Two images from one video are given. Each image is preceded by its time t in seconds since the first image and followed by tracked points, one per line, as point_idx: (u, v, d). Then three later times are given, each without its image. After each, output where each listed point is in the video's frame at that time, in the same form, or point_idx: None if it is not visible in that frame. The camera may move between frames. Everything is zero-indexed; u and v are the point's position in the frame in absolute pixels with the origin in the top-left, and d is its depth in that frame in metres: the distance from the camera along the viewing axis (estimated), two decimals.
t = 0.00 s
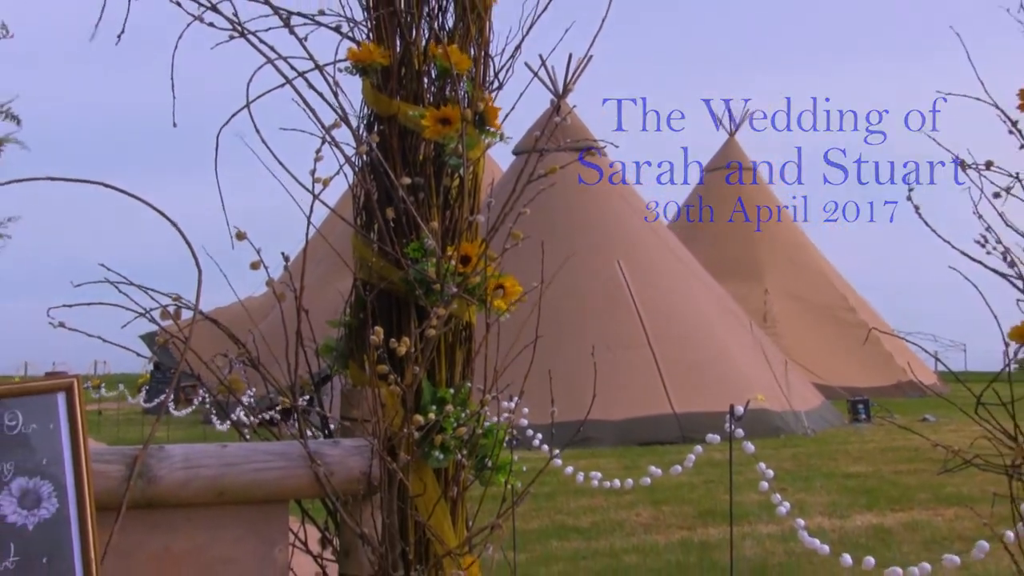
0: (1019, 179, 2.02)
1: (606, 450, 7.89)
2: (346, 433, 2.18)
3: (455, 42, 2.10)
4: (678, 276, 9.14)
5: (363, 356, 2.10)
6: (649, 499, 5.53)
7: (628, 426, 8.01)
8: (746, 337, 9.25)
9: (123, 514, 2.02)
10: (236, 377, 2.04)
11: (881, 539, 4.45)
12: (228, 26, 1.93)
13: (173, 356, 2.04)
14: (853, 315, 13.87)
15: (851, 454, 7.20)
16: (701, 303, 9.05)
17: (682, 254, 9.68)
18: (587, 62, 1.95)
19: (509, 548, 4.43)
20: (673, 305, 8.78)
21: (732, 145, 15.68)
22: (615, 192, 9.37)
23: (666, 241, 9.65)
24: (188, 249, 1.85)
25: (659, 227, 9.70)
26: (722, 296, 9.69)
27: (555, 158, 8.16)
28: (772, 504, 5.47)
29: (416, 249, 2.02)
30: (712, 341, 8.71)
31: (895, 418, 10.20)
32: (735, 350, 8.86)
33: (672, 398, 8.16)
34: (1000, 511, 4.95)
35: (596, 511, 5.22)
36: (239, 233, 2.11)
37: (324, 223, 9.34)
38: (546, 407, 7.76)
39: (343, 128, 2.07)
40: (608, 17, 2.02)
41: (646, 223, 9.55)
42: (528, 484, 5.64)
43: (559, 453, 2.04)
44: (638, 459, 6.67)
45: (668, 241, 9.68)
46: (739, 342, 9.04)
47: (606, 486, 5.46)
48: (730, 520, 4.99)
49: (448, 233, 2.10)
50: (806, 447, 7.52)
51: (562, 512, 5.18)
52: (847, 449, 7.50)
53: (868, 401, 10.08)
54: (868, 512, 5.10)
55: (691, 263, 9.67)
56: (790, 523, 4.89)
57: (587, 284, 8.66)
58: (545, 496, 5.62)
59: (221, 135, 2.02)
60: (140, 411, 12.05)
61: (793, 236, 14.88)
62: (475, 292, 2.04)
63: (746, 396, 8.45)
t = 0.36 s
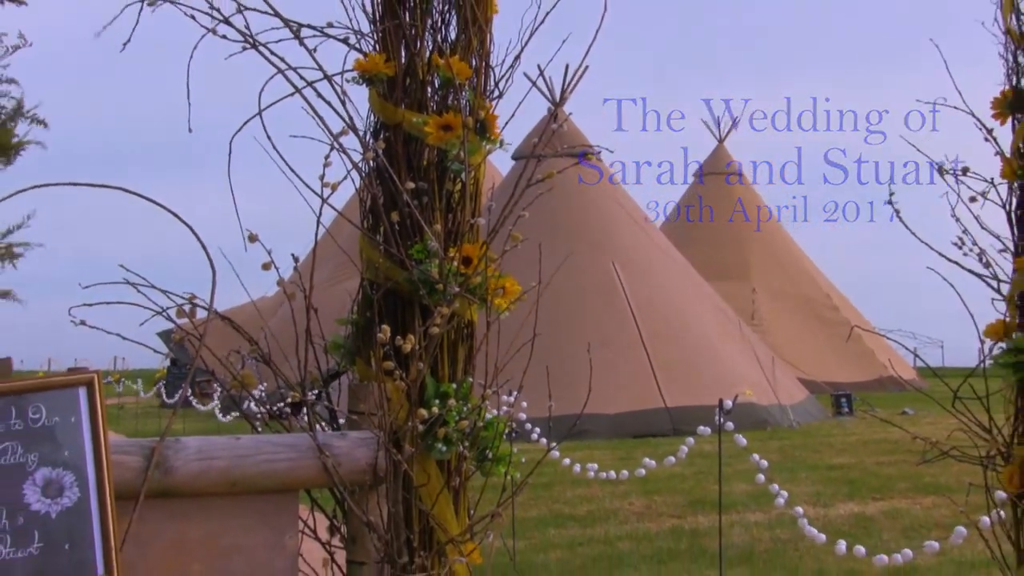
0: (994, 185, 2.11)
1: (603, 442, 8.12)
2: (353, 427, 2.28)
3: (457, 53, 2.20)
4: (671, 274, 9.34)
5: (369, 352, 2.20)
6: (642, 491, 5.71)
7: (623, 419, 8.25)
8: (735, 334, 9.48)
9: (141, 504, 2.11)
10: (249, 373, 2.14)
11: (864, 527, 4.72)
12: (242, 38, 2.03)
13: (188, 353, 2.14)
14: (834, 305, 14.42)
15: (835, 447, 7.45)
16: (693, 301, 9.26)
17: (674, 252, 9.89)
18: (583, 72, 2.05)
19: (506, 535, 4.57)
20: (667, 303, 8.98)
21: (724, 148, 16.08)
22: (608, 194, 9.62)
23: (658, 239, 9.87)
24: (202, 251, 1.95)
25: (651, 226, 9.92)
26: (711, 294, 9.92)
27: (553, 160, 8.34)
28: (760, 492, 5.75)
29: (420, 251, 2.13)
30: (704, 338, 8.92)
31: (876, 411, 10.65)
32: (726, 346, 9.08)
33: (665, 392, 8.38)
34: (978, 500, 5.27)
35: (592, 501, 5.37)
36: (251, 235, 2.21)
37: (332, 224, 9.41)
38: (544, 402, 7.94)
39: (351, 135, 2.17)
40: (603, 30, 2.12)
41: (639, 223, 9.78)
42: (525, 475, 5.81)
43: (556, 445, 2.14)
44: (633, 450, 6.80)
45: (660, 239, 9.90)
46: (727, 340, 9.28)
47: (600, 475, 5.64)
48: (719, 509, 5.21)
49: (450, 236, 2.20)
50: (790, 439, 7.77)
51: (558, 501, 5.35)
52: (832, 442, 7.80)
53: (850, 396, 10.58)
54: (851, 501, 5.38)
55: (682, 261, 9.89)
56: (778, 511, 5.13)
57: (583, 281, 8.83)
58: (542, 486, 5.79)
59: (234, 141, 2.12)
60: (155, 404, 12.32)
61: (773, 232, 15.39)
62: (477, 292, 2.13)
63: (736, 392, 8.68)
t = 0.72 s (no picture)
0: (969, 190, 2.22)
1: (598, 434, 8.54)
2: (359, 420, 2.38)
3: (459, 64, 2.31)
4: (661, 274, 9.71)
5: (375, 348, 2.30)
6: (635, 480, 6.14)
7: (616, 413, 8.66)
8: (720, 330, 9.88)
9: (158, 494, 2.22)
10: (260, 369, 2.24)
11: (846, 515, 5.08)
12: (254, 50, 2.14)
13: (203, 349, 2.24)
14: (815, 304, 14.85)
15: (820, 441, 7.95)
16: (682, 299, 9.63)
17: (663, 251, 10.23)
18: (578, 81, 2.15)
19: (507, 523, 4.96)
20: (657, 302, 9.34)
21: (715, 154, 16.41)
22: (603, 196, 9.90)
23: (647, 239, 10.20)
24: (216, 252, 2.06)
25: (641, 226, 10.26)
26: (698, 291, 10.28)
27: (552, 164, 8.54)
28: (746, 482, 6.17)
29: (423, 252, 2.23)
30: (692, 335, 9.30)
31: (859, 405, 11.03)
32: (713, 343, 9.47)
33: (656, 387, 8.80)
34: (952, 488, 5.67)
35: (587, 490, 5.81)
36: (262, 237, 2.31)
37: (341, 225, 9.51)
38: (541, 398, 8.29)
39: (358, 142, 2.28)
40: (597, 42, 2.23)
41: (629, 223, 10.11)
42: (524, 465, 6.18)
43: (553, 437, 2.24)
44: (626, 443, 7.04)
45: (650, 238, 10.23)
46: (713, 334, 9.67)
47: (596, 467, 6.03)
48: (708, 499, 5.58)
49: (453, 237, 2.31)
50: (776, 435, 8.18)
51: (556, 490, 5.78)
52: (816, 435, 8.38)
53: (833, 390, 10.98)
54: (833, 490, 5.78)
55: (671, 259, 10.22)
56: (763, 501, 5.53)
57: (577, 282, 9.16)
58: (540, 476, 6.19)
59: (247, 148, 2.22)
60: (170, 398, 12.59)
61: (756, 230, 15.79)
62: (477, 291, 2.24)
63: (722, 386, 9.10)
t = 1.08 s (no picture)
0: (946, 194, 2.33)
1: (596, 427, 8.67)
2: (366, 414, 2.50)
3: (461, 74, 2.42)
4: (652, 274, 9.88)
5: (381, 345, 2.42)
6: (628, 471, 6.31)
7: (611, 407, 8.80)
8: (710, 328, 10.06)
9: (175, 483, 2.33)
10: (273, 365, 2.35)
11: (829, 503, 5.24)
12: (267, 61, 2.25)
13: (217, 346, 2.36)
14: (801, 301, 15.00)
15: (804, 433, 8.15)
16: (673, 298, 9.79)
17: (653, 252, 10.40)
18: (575, 92, 2.27)
19: (507, 511, 5.16)
20: (649, 301, 9.51)
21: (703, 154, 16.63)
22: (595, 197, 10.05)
23: (639, 239, 10.36)
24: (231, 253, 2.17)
25: (632, 226, 10.43)
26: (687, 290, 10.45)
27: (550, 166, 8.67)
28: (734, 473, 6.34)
29: (427, 254, 2.35)
30: (684, 333, 9.46)
31: (842, 399, 11.22)
32: (703, 341, 9.64)
33: (649, 382, 8.94)
34: (929, 478, 5.84)
35: (582, 481, 5.99)
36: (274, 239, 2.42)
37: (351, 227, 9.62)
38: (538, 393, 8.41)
39: (365, 148, 2.39)
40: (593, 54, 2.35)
41: (622, 223, 10.27)
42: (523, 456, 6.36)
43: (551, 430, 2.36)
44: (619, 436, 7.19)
45: (641, 239, 10.38)
46: (703, 330, 9.83)
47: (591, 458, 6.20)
48: (698, 488, 5.75)
49: (456, 240, 2.42)
50: (764, 428, 8.33)
51: (553, 481, 5.95)
52: (801, 427, 8.56)
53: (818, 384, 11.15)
54: (818, 480, 5.94)
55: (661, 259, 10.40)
56: (751, 490, 5.70)
57: (573, 281, 9.29)
58: (538, 467, 6.36)
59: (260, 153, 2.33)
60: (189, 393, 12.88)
61: (742, 230, 15.97)
62: (479, 290, 2.36)
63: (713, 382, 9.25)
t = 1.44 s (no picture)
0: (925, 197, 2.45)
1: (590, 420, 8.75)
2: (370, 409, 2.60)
3: (461, 83, 2.53)
4: (642, 273, 10.02)
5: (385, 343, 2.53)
6: (621, 462, 6.43)
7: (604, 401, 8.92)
8: (700, 326, 10.20)
9: (187, 474, 2.43)
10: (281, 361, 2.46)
11: (812, 493, 5.37)
12: (275, 71, 2.36)
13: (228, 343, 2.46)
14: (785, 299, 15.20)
15: (787, 426, 8.27)
16: (663, 296, 9.93)
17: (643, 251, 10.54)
18: (570, 100, 2.39)
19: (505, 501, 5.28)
20: (640, 299, 9.65)
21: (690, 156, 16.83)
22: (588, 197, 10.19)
23: (630, 239, 10.50)
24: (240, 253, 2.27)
25: (622, 226, 10.58)
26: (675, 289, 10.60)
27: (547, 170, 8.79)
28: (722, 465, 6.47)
29: (429, 255, 2.46)
30: (674, 330, 9.60)
31: (824, 394, 11.38)
32: (693, 337, 9.78)
33: (640, 376, 9.04)
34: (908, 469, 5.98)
35: (576, 471, 6.12)
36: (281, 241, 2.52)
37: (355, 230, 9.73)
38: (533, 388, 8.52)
39: (369, 154, 2.50)
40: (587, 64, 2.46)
41: (612, 223, 10.41)
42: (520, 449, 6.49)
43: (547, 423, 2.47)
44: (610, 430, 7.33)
45: (632, 239, 10.53)
46: (692, 329, 9.94)
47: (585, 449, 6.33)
48: (688, 479, 5.88)
49: (456, 241, 2.53)
50: (750, 421, 8.47)
51: (548, 472, 6.08)
52: (784, 420, 8.69)
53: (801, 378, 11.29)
54: (801, 470, 6.06)
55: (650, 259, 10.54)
56: (737, 481, 5.84)
57: (566, 279, 9.42)
58: (534, 459, 6.49)
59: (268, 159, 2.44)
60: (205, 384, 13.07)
61: (730, 230, 16.15)
62: (478, 290, 2.47)
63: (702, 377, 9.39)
